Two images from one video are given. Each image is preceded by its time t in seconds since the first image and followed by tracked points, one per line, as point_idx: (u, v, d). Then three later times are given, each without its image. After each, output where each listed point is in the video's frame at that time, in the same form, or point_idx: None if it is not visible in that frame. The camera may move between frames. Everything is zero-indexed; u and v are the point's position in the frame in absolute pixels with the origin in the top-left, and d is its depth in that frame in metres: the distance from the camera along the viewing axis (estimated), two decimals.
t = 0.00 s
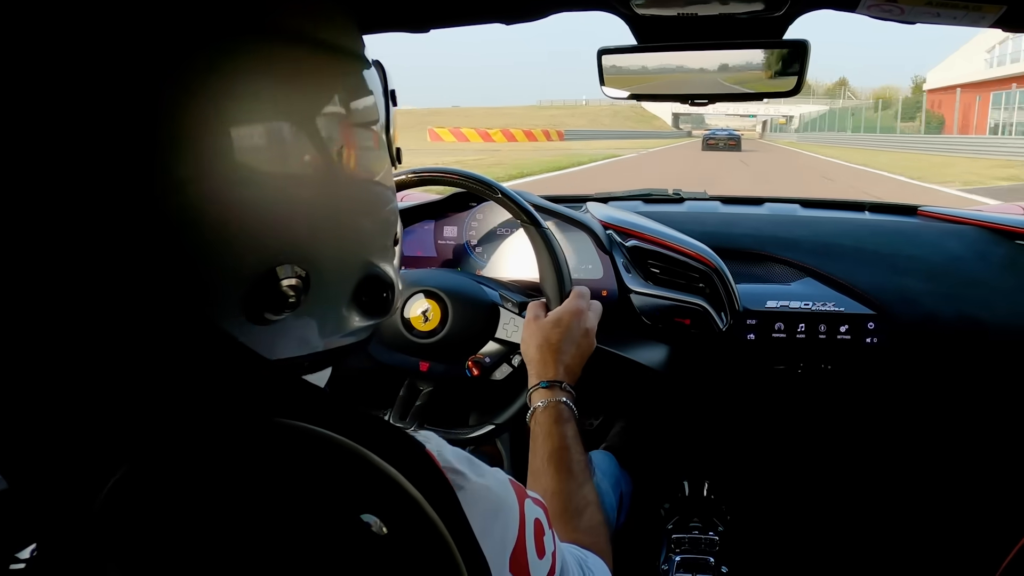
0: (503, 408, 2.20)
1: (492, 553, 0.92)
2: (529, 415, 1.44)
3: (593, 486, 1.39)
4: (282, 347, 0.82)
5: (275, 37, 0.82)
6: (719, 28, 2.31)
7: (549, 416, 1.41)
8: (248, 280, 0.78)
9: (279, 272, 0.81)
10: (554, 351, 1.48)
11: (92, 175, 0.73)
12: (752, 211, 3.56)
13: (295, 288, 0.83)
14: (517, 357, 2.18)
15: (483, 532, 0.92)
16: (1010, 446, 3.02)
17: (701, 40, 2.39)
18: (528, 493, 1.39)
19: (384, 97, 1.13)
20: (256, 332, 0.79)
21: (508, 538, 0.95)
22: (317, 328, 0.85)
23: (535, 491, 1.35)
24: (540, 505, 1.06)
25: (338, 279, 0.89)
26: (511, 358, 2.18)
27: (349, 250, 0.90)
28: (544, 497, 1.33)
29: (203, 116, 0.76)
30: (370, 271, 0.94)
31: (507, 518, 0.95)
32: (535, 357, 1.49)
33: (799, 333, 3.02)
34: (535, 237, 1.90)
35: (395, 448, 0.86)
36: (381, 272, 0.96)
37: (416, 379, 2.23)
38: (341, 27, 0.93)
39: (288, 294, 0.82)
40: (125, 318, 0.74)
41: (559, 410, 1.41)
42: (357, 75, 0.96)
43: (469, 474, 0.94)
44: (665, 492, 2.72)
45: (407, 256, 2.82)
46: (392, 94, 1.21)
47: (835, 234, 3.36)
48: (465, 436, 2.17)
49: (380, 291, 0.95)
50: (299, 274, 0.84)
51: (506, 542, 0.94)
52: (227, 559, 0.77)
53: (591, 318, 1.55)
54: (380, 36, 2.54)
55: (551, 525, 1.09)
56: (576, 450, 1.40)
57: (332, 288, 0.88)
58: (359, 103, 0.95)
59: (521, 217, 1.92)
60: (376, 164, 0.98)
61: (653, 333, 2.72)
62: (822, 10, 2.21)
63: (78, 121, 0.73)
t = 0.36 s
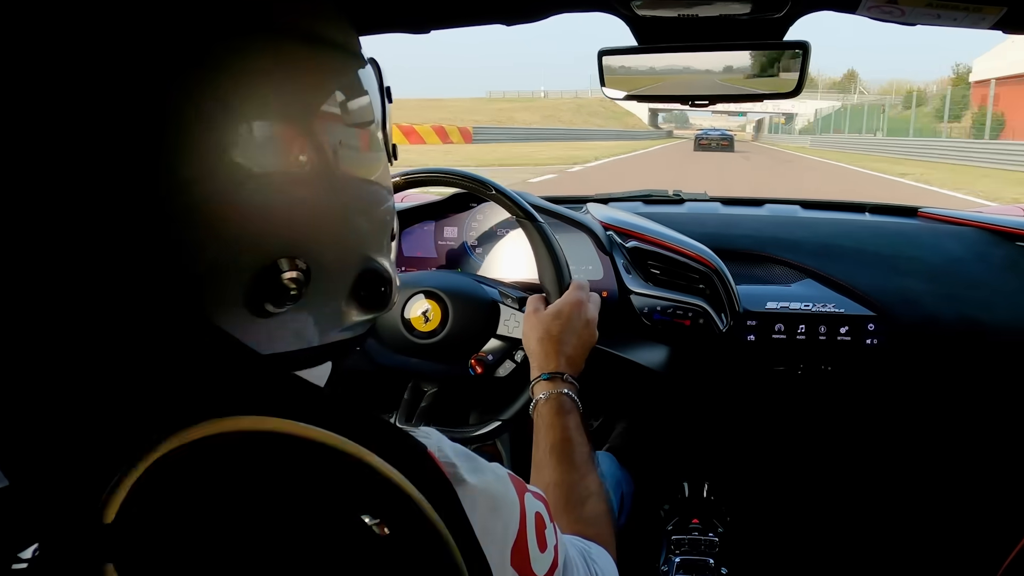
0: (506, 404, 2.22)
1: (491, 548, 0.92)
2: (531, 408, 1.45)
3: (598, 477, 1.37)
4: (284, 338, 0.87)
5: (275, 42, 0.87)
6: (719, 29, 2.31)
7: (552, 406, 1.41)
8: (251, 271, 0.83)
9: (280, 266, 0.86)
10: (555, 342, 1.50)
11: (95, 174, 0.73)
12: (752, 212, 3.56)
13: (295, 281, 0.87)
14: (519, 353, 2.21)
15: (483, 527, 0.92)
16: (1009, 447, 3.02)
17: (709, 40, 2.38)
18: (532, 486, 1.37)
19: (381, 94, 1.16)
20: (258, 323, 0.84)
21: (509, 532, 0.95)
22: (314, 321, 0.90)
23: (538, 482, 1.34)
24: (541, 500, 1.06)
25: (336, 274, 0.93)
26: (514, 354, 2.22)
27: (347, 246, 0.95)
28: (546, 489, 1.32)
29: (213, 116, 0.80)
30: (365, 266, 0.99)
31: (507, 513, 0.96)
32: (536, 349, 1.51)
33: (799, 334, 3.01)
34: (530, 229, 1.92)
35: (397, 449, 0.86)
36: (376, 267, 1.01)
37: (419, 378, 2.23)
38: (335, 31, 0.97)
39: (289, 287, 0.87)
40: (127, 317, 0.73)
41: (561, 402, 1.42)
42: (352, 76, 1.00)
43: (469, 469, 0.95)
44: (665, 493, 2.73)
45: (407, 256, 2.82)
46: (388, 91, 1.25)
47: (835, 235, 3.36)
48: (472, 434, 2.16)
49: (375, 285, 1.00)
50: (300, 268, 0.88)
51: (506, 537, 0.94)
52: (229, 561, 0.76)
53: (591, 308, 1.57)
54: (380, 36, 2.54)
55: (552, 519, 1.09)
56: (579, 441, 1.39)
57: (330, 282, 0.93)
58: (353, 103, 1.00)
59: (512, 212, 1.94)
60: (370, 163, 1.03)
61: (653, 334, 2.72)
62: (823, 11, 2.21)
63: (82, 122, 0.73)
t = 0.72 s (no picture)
0: (506, 399, 2.25)
1: (488, 547, 0.92)
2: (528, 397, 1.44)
3: (593, 468, 1.37)
4: (279, 340, 0.84)
5: (261, 47, 0.86)
6: (716, 26, 2.30)
7: (548, 397, 1.40)
8: (247, 272, 0.80)
9: (275, 268, 0.84)
10: (550, 333, 1.49)
11: (99, 177, 0.73)
12: (749, 210, 3.57)
13: (291, 282, 0.85)
14: (518, 347, 2.18)
15: (478, 526, 0.92)
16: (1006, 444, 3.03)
17: (706, 38, 2.38)
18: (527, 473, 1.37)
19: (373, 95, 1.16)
20: (254, 326, 0.81)
21: (507, 531, 0.95)
22: (309, 323, 0.88)
23: (531, 473, 1.34)
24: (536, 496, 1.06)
25: (330, 277, 0.91)
26: (513, 348, 2.18)
27: (341, 248, 0.93)
28: (541, 480, 1.32)
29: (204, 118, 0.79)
30: (358, 268, 0.97)
31: (505, 513, 0.96)
32: (532, 338, 1.51)
33: (795, 332, 3.02)
34: (525, 225, 1.93)
35: (397, 448, 0.86)
36: (369, 270, 0.99)
37: (420, 379, 2.24)
38: (322, 33, 0.97)
39: (285, 288, 0.84)
40: (134, 318, 0.74)
41: (557, 392, 1.41)
42: (343, 79, 1.00)
43: (464, 468, 0.95)
44: (664, 490, 2.73)
45: (404, 256, 2.81)
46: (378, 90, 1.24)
47: (833, 232, 3.36)
48: (474, 430, 2.21)
49: (368, 288, 0.98)
50: (295, 269, 0.86)
51: (504, 537, 0.94)
52: (228, 561, 0.75)
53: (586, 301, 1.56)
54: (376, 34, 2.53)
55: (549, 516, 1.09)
56: (574, 433, 1.38)
57: (324, 283, 0.90)
58: (344, 105, 0.99)
59: (506, 208, 1.93)
60: (362, 164, 1.02)
61: (648, 332, 2.71)
62: (819, 8, 2.21)
63: (84, 120, 0.73)
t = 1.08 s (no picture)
0: (506, 398, 2.24)
1: (488, 539, 0.91)
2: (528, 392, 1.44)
3: (595, 460, 1.37)
4: (275, 338, 0.82)
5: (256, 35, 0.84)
6: (714, 27, 2.31)
7: (548, 390, 1.40)
8: (243, 266, 0.79)
9: (272, 265, 0.82)
10: (550, 328, 1.49)
11: (103, 179, 0.73)
12: (748, 211, 3.58)
13: (287, 279, 0.84)
14: (518, 345, 2.18)
15: (479, 517, 0.92)
16: (1004, 444, 3.03)
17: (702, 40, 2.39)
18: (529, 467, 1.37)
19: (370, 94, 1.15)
20: (251, 324, 0.80)
21: (509, 523, 0.95)
22: (306, 320, 0.86)
23: (533, 466, 1.34)
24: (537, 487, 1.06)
25: (328, 274, 0.90)
26: (513, 346, 2.18)
27: (339, 244, 0.91)
28: (543, 473, 1.32)
29: (201, 117, 0.77)
30: (358, 265, 0.95)
31: (506, 504, 0.95)
32: (532, 333, 1.50)
33: (794, 333, 3.01)
34: (519, 222, 1.93)
35: (399, 448, 0.86)
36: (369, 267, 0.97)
37: (420, 380, 2.23)
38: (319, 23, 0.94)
39: (280, 286, 0.83)
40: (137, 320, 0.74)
41: (557, 385, 1.41)
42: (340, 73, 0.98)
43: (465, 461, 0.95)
44: (662, 491, 2.73)
45: (403, 256, 2.81)
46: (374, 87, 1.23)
47: (831, 234, 3.37)
48: (475, 430, 2.19)
49: (367, 285, 0.96)
50: (291, 265, 0.85)
51: (507, 528, 0.94)
52: (227, 565, 0.75)
53: (585, 294, 1.56)
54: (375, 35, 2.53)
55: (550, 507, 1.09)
56: (575, 425, 1.38)
57: (321, 280, 0.89)
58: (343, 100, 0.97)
59: (500, 205, 1.94)
60: (361, 159, 1.00)
61: (646, 332, 2.72)
62: (818, 10, 2.21)
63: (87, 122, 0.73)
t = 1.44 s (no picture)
0: (499, 400, 2.28)
1: (489, 544, 0.91)
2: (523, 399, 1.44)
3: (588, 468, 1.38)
4: (292, 336, 0.90)
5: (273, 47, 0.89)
6: (710, 26, 2.30)
7: (543, 398, 1.40)
8: (267, 268, 0.85)
9: (293, 267, 0.89)
10: (547, 335, 1.49)
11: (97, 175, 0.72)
12: (745, 209, 3.59)
13: (306, 279, 0.91)
14: (514, 347, 2.20)
15: (481, 521, 0.92)
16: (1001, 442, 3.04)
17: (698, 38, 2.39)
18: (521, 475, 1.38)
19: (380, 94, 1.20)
20: (273, 321, 0.87)
21: (510, 526, 0.95)
22: (319, 320, 0.94)
23: (526, 474, 1.35)
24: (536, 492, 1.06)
25: (341, 275, 0.97)
26: (508, 348, 2.20)
27: (350, 246, 0.99)
28: (537, 481, 1.33)
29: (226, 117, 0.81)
30: (367, 266, 1.03)
31: (508, 508, 0.95)
32: (529, 339, 1.50)
33: (791, 330, 3.02)
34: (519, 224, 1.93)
35: (396, 446, 0.86)
36: (374, 268, 1.05)
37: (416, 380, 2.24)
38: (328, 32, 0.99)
39: (300, 287, 0.90)
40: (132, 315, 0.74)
41: (552, 393, 1.41)
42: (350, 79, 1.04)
43: (467, 464, 0.94)
44: (659, 489, 2.72)
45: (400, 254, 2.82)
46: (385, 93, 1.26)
47: (827, 230, 3.39)
48: (469, 430, 2.19)
49: (372, 285, 1.04)
50: (309, 266, 0.92)
51: (508, 533, 0.94)
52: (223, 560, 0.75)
53: (581, 302, 1.56)
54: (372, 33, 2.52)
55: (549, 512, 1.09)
56: (569, 434, 1.39)
57: (335, 281, 0.96)
58: (353, 103, 1.04)
59: (501, 208, 1.93)
60: (371, 163, 1.07)
61: (644, 330, 2.72)
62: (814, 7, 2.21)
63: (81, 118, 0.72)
